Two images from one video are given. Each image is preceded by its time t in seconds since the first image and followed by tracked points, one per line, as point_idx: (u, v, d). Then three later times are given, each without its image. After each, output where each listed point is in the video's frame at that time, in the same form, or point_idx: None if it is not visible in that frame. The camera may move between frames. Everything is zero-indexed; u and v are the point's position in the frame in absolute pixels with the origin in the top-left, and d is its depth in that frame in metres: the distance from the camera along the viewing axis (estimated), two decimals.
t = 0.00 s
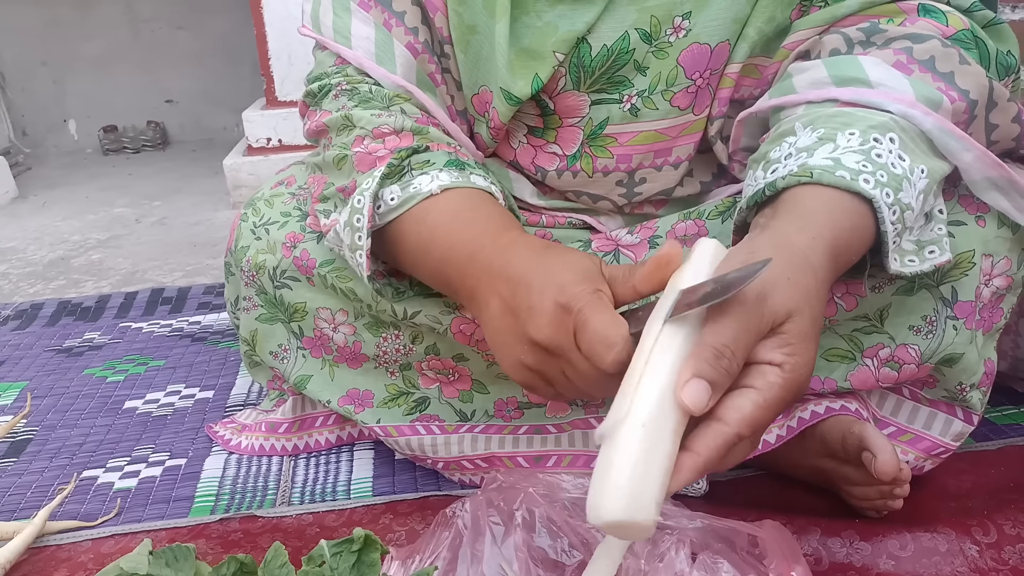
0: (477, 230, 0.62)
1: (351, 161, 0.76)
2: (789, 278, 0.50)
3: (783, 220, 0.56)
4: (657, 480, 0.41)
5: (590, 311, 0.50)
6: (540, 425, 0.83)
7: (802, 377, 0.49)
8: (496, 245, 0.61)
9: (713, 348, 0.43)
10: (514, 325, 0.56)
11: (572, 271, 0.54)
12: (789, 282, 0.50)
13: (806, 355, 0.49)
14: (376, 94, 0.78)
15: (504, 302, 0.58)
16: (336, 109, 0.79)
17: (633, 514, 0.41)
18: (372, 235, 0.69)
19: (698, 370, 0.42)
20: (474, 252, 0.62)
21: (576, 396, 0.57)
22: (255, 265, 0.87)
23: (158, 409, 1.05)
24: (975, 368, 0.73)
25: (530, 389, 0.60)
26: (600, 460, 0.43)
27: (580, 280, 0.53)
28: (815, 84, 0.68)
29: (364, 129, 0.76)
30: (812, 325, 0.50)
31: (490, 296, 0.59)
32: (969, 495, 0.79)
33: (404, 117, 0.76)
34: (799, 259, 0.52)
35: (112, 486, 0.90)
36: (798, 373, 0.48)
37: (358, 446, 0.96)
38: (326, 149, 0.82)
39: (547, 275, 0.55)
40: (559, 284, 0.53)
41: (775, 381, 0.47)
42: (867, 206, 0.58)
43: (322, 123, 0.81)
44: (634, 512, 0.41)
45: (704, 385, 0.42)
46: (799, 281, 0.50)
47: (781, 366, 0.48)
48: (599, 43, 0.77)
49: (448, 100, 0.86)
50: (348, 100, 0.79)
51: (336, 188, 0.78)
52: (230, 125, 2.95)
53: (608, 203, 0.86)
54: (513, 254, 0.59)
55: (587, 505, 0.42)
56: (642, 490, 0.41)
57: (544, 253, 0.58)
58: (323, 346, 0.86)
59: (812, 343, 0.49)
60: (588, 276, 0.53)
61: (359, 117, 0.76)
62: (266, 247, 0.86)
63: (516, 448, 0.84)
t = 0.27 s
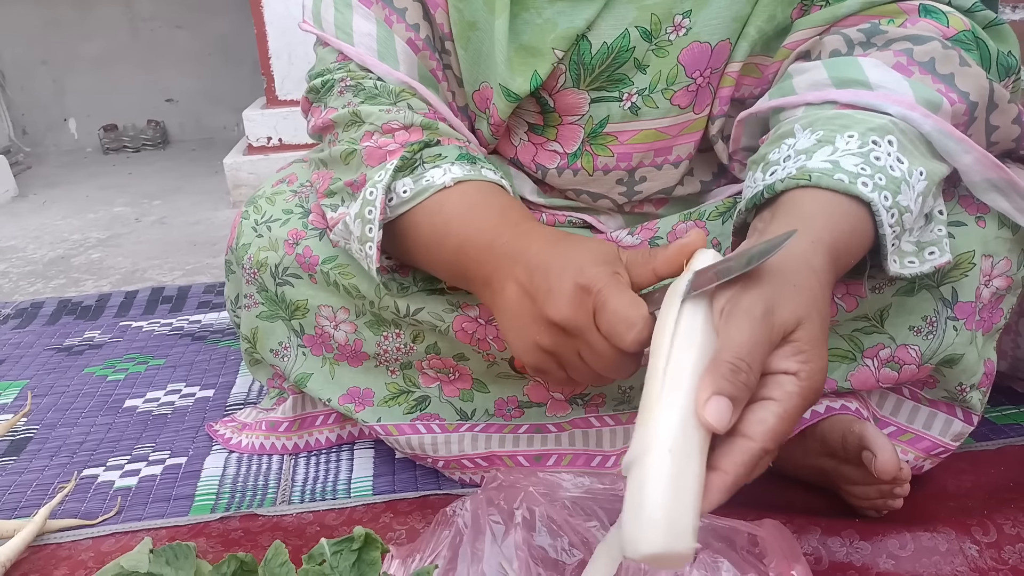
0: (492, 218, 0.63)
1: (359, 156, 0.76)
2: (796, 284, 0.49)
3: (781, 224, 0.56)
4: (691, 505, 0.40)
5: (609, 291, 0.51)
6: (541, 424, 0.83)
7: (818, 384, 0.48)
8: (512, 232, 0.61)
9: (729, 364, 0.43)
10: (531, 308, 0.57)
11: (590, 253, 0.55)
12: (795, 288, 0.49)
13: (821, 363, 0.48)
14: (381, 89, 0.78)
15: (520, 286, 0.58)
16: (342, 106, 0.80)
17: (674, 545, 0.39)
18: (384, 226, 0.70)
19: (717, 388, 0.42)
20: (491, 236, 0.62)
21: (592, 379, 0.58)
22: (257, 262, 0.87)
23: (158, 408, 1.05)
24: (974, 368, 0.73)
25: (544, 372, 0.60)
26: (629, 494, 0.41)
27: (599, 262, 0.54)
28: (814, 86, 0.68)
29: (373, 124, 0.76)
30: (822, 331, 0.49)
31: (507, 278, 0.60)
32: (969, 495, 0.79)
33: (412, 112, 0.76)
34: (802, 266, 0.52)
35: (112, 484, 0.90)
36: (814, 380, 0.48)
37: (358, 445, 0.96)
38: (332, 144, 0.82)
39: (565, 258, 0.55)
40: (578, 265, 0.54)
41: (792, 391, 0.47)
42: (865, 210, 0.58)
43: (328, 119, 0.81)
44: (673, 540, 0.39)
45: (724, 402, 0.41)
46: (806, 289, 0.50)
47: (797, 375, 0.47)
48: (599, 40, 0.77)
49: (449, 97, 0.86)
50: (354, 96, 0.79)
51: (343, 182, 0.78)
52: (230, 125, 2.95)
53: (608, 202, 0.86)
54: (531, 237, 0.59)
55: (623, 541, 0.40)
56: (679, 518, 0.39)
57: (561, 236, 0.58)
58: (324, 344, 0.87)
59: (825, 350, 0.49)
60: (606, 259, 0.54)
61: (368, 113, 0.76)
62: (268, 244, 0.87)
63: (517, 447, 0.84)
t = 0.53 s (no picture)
0: (497, 219, 0.64)
1: (363, 158, 0.77)
2: (796, 296, 0.50)
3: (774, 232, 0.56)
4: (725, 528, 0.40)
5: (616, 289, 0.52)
6: (541, 427, 0.83)
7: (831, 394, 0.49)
8: (516, 232, 0.63)
9: (745, 385, 0.43)
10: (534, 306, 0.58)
11: (593, 254, 0.57)
12: (797, 300, 0.50)
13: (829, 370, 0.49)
14: (385, 93, 0.79)
15: (524, 284, 0.60)
16: (345, 110, 0.80)
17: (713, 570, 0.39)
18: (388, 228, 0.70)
19: (738, 409, 0.42)
20: (495, 235, 0.63)
21: (588, 376, 0.59)
22: (259, 264, 0.87)
23: (159, 410, 1.06)
24: (975, 373, 0.73)
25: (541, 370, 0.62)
26: (661, 524, 0.41)
27: (601, 260, 0.56)
28: (813, 91, 0.68)
29: (378, 128, 0.76)
30: (828, 341, 0.50)
31: (510, 276, 0.61)
32: (970, 498, 0.79)
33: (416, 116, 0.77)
34: (801, 278, 0.52)
35: (114, 487, 0.90)
36: (828, 390, 0.49)
37: (359, 448, 0.96)
38: (334, 147, 0.83)
39: (569, 256, 0.57)
40: (581, 264, 0.56)
41: (809, 407, 0.48)
42: (859, 218, 0.58)
43: (332, 123, 0.81)
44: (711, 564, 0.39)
45: (746, 422, 0.41)
46: (807, 298, 0.51)
47: (810, 391, 0.48)
48: (600, 43, 0.77)
49: (451, 100, 0.87)
50: (357, 100, 0.80)
51: (347, 185, 0.79)
52: (231, 127, 2.95)
53: (609, 205, 0.86)
54: (534, 237, 0.61)
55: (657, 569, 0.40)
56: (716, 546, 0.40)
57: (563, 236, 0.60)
58: (325, 347, 0.87)
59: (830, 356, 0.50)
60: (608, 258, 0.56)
61: (373, 117, 0.77)
62: (270, 246, 0.87)
63: (518, 450, 0.84)
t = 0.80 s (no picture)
0: (473, 234, 0.64)
1: (355, 157, 0.76)
2: (823, 303, 0.50)
3: (797, 236, 0.55)
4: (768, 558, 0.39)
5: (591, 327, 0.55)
6: (538, 419, 0.83)
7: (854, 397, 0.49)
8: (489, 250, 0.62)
9: (784, 397, 0.44)
10: (510, 333, 0.61)
11: (560, 281, 0.57)
12: (823, 309, 0.50)
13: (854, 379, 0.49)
14: (382, 89, 0.79)
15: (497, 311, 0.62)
16: (341, 104, 0.80)
17: None
18: (374, 232, 0.70)
19: (775, 420, 0.43)
20: (470, 257, 0.63)
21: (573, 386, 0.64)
22: (255, 256, 0.87)
23: (155, 402, 1.05)
24: (970, 367, 0.73)
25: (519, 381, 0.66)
26: (699, 548, 0.40)
27: (568, 292, 0.57)
28: (819, 90, 0.68)
29: (370, 124, 0.76)
30: (852, 346, 0.50)
31: (485, 293, 0.63)
32: (964, 491, 0.79)
33: (410, 114, 0.77)
34: (830, 278, 0.52)
35: (109, 478, 0.90)
36: (851, 394, 0.49)
37: (356, 440, 0.96)
38: (330, 142, 0.82)
39: (537, 286, 0.58)
40: (550, 298, 0.57)
41: (836, 413, 0.48)
42: (877, 215, 0.58)
43: (328, 117, 0.80)
44: None
45: (792, 436, 0.42)
46: (834, 302, 0.51)
47: (835, 396, 0.48)
48: (598, 35, 0.77)
49: (451, 91, 0.87)
50: (354, 95, 0.80)
51: (340, 183, 0.78)
52: (228, 120, 2.95)
53: (606, 198, 0.86)
54: (503, 260, 0.61)
55: None
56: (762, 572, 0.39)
57: (532, 256, 0.60)
58: (320, 339, 0.86)
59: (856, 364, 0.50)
60: (574, 285, 0.57)
61: (365, 113, 0.76)
62: (265, 238, 0.87)
63: (514, 442, 0.84)
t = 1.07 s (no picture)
0: (373, 267, 0.60)
1: (304, 157, 0.74)
2: (780, 258, 0.51)
3: (794, 208, 0.56)
4: (583, 422, 0.46)
5: (422, 387, 0.48)
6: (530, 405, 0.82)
7: (768, 356, 0.50)
8: (383, 286, 0.58)
9: (676, 296, 0.46)
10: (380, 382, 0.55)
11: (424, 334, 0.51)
12: (779, 264, 0.50)
13: (779, 338, 0.50)
14: (353, 87, 0.78)
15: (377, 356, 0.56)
16: (311, 95, 0.80)
17: (546, 437, 0.45)
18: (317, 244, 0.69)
19: (656, 307, 0.46)
20: (366, 289, 0.59)
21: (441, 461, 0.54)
22: (243, 244, 0.86)
23: (145, 388, 1.05)
24: (963, 352, 0.73)
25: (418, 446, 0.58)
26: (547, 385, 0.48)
27: (430, 346, 0.50)
28: (818, 71, 0.67)
29: (321, 123, 0.75)
30: (788, 304, 0.50)
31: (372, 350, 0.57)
32: (956, 477, 0.79)
33: (369, 118, 0.75)
34: (804, 237, 0.53)
35: (99, 463, 0.89)
36: (763, 351, 0.49)
37: (348, 426, 0.95)
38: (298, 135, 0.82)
39: (405, 334, 0.52)
40: (409, 350, 0.50)
41: (737, 358, 0.49)
42: (877, 193, 0.58)
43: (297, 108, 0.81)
44: (564, 434, 0.46)
45: (654, 320, 0.45)
46: (791, 263, 0.51)
47: (745, 340, 0.49)
48: (595, 21, 0.76)
49: (442, 80, 0.85)
50: (326, 88, 0.79)
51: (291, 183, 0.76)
52: (221, 108, 2.93)
53: (602, 183, 0.85)
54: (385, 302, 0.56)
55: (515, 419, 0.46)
56: (564, 422, 0.46)
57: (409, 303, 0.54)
58: (311, 327, 0.86)
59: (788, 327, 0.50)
60: (438, 342, 0.50)
61: (323, 111, 0.76)
62: (252, 226, 0.86)
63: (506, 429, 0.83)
